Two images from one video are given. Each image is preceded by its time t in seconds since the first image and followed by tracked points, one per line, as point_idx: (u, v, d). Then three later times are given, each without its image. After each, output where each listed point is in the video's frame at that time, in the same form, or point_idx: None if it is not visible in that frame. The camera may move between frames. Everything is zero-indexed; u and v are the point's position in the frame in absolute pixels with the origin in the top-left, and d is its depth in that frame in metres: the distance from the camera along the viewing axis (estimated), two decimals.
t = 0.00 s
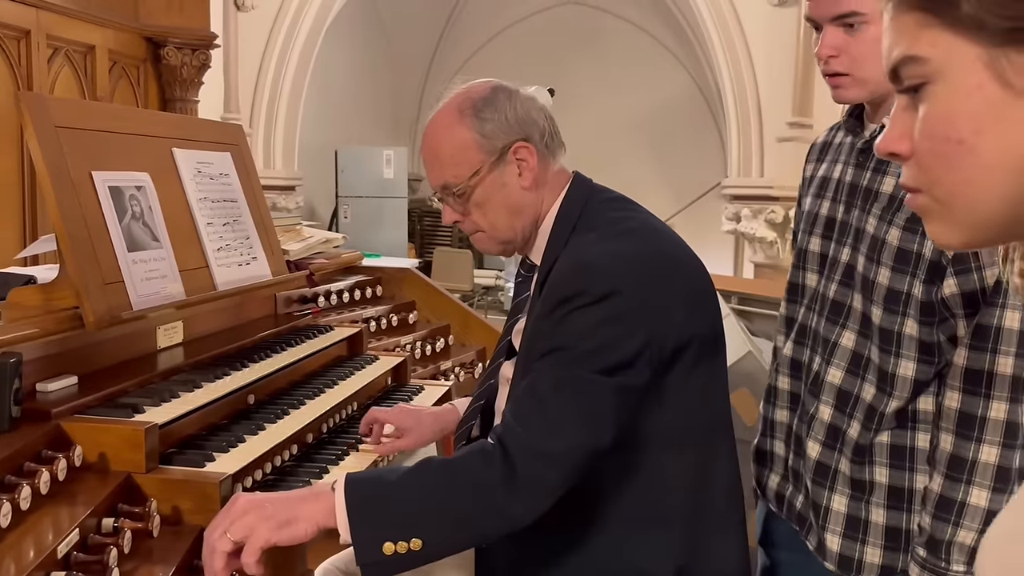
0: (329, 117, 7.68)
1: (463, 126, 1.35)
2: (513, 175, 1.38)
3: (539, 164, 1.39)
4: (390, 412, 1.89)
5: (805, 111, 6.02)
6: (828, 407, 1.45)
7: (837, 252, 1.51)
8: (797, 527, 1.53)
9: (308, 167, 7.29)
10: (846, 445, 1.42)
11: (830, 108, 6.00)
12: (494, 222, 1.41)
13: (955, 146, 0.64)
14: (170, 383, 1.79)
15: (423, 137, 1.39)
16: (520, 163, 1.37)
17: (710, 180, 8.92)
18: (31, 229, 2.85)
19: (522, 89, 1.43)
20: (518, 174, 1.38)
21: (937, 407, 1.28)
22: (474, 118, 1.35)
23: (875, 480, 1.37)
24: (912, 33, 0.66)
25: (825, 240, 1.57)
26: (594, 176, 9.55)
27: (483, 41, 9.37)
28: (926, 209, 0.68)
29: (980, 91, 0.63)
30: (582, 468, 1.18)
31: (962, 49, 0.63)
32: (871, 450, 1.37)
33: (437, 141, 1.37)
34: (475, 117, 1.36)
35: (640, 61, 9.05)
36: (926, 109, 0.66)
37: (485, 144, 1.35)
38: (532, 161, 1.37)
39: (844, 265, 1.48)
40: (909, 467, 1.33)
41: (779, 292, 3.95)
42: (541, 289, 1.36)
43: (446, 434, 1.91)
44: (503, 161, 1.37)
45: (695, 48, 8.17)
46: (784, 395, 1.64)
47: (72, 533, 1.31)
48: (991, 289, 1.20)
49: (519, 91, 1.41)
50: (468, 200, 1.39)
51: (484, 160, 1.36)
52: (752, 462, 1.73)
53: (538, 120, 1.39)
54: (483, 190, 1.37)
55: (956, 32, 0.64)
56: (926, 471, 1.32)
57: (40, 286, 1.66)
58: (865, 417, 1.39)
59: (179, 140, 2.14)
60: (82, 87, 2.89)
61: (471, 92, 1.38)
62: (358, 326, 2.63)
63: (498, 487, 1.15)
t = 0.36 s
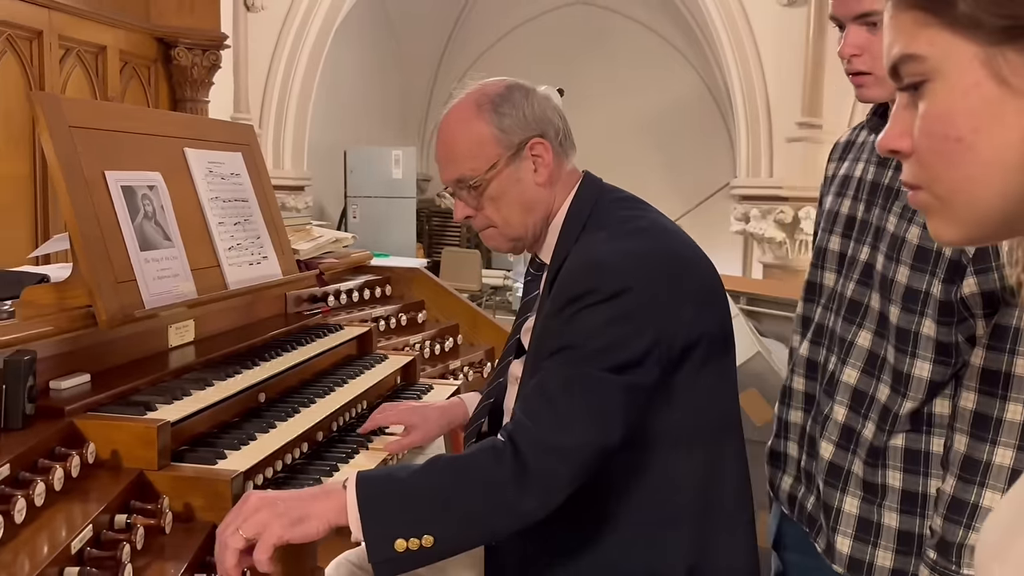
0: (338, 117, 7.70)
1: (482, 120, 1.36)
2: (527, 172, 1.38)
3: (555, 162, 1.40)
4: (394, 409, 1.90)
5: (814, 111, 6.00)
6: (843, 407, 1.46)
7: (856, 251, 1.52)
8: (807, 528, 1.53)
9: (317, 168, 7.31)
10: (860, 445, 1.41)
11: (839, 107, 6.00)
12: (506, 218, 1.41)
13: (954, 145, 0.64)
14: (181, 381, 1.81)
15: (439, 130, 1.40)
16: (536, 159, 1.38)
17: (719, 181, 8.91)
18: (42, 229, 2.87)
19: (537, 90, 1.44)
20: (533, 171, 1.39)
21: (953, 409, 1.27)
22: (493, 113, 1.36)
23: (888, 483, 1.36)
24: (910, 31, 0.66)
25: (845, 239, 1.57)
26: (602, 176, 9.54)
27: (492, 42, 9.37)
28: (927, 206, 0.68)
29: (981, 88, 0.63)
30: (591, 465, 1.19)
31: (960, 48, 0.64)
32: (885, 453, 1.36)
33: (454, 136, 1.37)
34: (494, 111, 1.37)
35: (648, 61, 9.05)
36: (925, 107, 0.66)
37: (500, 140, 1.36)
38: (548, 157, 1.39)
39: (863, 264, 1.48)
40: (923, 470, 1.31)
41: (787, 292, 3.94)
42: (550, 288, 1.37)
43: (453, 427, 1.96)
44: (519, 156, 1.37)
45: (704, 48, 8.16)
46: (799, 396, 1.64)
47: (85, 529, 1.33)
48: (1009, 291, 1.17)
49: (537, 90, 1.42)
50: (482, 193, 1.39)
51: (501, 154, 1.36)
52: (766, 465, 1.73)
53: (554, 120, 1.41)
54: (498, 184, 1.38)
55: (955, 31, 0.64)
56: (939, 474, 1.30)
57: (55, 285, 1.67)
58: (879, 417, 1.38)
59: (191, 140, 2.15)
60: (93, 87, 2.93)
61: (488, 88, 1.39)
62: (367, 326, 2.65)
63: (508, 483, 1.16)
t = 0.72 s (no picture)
0: (349, 116, 7.72)
1: (500, 113, 1.36)
2: (541, 169, 1.39)
3: (569, 160, 1.41)
4: (406, 407, 1.93)
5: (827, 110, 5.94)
6: (860, 403, 1.46)
7: (878, 247, 1.51)
8: (820, 527, 1.54)
9: (328, 165, 7.34)
10: (875, 443, 1.42)
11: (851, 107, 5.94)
12: (517, 214, 1.42)
13: (986, 127, 0.75)
14: (196, 377, 1.82)
15: (453, 123, 1.39)
16: (551, 156, 1.39)
17: (730, 179, 8.88)
18: (56, 226, 2.88)
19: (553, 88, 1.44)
20: (547, 167, 1.39)
21: (969, 407, 1.26)
22: (512, 106, 1.37)
23: (902, 484, 1.35)
24: (949, 15, 0.78)
25: (868, 236, 1.56)
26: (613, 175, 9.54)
27: (503, 41, 9.37)
28: (958, 185, 0.80)
29: (1012, 74, 0.74)
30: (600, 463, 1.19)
31: (994, 34, 0.75)
32: (900, 454, 1.36)
33: (469, 128, 1.37)
34: (513, 105, 1.37)
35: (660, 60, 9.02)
36: (961, 88, 0.77)
37: (515, 136, 1.36)
38: (563, 154, 1.39)
39: (884, 260, 1.48)
40: (939, 472, 1.31)
41: (799, 291, 3.92)
42: (559, 288, 1.37)
43: (462, 419, 1.99)
44: (535, 152, 1.38)
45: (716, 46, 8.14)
46: (816, 394, 1.64)
47: (101, 522, 1.34)
48: None
49: (553, 88, 1.43)
50: (496, 187, 1.38)
51: (518, 148, 1.36)
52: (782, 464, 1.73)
53: (569, 119, 1.42)
54: (513, 178, 1.38)
55: (990, 16, 0.75)
56: (955, 476, 1.29)
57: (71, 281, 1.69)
58: (896, 415, 1.38)
59: (205, 138, 2.17)
60: (107, 87, 2.91)
61: (507, 81, 1.39)
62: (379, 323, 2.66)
63: (517, 480, 1.16)
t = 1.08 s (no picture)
0: (362, 112, 7.75)
1: (510, 108, 1.36)
2: (551, 165, 1.39)
3: (579, 157, 1.40)
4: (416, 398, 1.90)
5: (841, 106, 5.95)
6: (878, 399, 1.45)
7: (901, 241, 1.49)
8: (836, 524, 1.53)
9: (341, 162, 7.37)
10: (894, 438, 1.41)
11: (865, 101, 5.96)
12: (526, 211, 1.42)
13: None
14: (212, 369, 1.83)
15: (462, 117, 1.39)
16: (561, 153, 1.38)
17: (744, 176, 8.84)
18: (71, 221, 2.90)
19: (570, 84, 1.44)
20: (557, 164, 1.39)
21: (988, 402, 1.25)
22: (522, 102, 1.36)
23: (919, 482, 1.35)
24: None
25: (891, 230, 1.55)
26: (625, 172, 9.52)
27: (516, 38, 9.37)
28: None
29: None
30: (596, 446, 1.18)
31: None
32: (917, 451, 1.35)
33: (478, 123, 1.37)
34: (523, 100, 1.37)
35: (673, 57, 9.00)
36: None
37: (523, 132, 1.35)
38: (573, 151, 1.39)
39: (907, 254, 1.46)
40: (957, 470, 1.31)
41: (812, 288, 3.91)
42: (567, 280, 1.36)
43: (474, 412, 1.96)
44: (545, 148, 1.37)
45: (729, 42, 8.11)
46: (835, 390, 1.63)
47: (120, 512, 1.35)
48: None
49: (565, 83, 1.43)
50: (505, 183, 1.38)
51: (528, 144, 1.36)
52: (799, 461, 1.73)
53: (580, 115, 1.42)
54: (522, 174, 1.38)
55: None
56: (972, 474, 1.29)
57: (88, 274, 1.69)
58: (915, 411, 1.38)
59: (221, 132, 2.18)
60: (123, 83, 2.94)
61: (518, 77, 1.39)
62: (393, 317, 2.66)
63: (506, 454, 1.14)
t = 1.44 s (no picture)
0: (373, 109, 7.76)
1: (513, 107, 1.36)
2: (555, 163, 1.39)
3: (584, 154, 1.40)
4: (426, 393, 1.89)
5: (853, 103, 5.92)
6: (895, 397, 1.43)
7: (919, 239, 1.48)
8: (850, 524, 1.53)
9: (352, 159, 7.39)
10: (911, 437, 1.40)
11: (878, 98, 5.92)
12: (531, 208, 1.42)
13: None
14: (225, 364, 1.85)
15: (468, 116, 1.40)
16: (565, 150, 1.39)
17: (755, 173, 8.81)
18: (84, 217, 2.92)
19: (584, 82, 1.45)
20: (561, 162, 1.39)
21: (1006, 401, 1.25)
22: (524, 100, 1.36)
23: (935, 482, 1.35)
24: None
25: (908, 228, 1.55)
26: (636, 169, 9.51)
27: (526, 35, 9.36)
28: None
29: None
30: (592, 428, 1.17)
31: None
32: (933, 450, 1.35)
33: (482, 122, 1.37)
34: (526, 99, 1.36)
35: (684, 53, 8.97)
36: None
37: (527, 129, 1.36)
38: (576, 150, 1.39)
39: (924, 252, 1.45)
40: (974, 470, 1.30)
41: (824, 286, 3.89)
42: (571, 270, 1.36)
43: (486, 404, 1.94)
44: (547, 146, 1.38)
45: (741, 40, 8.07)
46: (850, 388, 1.63)
47: (135, 505, 1.36)
48: None
49: (572, 81, 1.42)
50: (507, 180, 1.39)
51: (530, 142, 1.37)
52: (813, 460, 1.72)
53: (586, 112, 1.41)
54: (523, 174, 1.38)
55: None
56: (989, 474, 1.29)
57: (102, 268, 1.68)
58: (931, 409, 1.37)
59: (235, 129, 2.19)
60: (136, 80, 2.96)
61: (522, 75, 1.39)
62: (404, 313, 2.67)
63: (497, 424, 1.13)
